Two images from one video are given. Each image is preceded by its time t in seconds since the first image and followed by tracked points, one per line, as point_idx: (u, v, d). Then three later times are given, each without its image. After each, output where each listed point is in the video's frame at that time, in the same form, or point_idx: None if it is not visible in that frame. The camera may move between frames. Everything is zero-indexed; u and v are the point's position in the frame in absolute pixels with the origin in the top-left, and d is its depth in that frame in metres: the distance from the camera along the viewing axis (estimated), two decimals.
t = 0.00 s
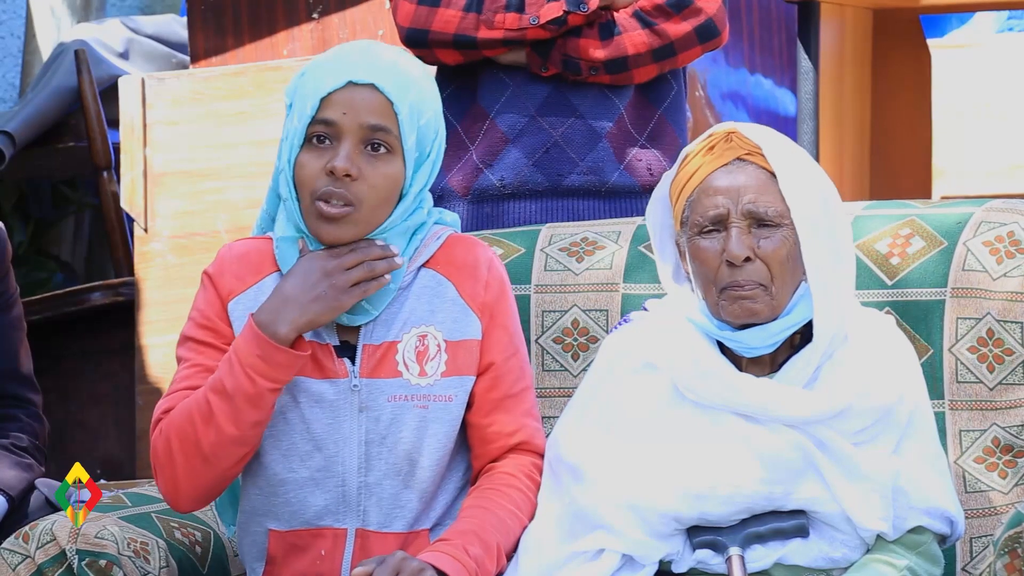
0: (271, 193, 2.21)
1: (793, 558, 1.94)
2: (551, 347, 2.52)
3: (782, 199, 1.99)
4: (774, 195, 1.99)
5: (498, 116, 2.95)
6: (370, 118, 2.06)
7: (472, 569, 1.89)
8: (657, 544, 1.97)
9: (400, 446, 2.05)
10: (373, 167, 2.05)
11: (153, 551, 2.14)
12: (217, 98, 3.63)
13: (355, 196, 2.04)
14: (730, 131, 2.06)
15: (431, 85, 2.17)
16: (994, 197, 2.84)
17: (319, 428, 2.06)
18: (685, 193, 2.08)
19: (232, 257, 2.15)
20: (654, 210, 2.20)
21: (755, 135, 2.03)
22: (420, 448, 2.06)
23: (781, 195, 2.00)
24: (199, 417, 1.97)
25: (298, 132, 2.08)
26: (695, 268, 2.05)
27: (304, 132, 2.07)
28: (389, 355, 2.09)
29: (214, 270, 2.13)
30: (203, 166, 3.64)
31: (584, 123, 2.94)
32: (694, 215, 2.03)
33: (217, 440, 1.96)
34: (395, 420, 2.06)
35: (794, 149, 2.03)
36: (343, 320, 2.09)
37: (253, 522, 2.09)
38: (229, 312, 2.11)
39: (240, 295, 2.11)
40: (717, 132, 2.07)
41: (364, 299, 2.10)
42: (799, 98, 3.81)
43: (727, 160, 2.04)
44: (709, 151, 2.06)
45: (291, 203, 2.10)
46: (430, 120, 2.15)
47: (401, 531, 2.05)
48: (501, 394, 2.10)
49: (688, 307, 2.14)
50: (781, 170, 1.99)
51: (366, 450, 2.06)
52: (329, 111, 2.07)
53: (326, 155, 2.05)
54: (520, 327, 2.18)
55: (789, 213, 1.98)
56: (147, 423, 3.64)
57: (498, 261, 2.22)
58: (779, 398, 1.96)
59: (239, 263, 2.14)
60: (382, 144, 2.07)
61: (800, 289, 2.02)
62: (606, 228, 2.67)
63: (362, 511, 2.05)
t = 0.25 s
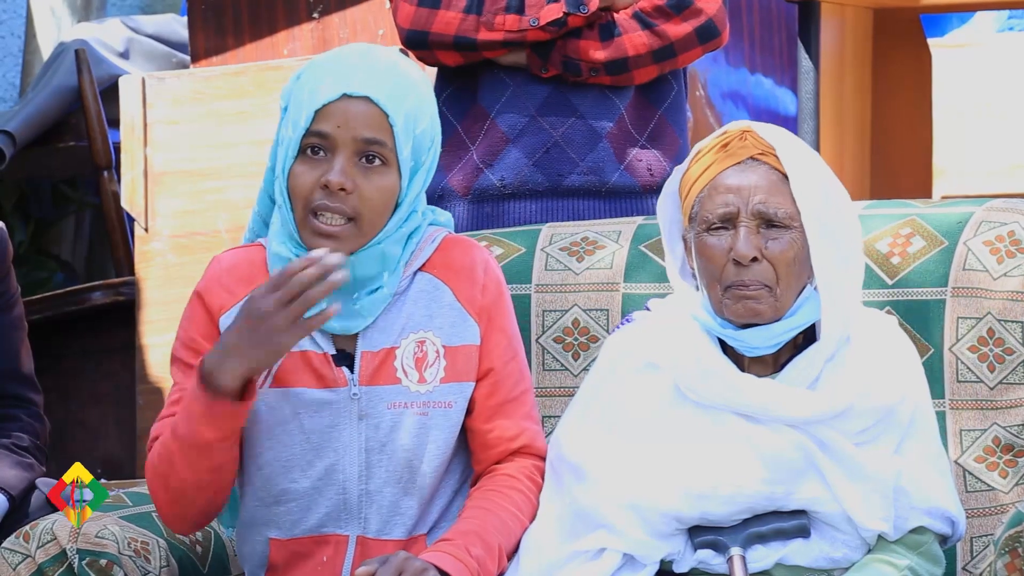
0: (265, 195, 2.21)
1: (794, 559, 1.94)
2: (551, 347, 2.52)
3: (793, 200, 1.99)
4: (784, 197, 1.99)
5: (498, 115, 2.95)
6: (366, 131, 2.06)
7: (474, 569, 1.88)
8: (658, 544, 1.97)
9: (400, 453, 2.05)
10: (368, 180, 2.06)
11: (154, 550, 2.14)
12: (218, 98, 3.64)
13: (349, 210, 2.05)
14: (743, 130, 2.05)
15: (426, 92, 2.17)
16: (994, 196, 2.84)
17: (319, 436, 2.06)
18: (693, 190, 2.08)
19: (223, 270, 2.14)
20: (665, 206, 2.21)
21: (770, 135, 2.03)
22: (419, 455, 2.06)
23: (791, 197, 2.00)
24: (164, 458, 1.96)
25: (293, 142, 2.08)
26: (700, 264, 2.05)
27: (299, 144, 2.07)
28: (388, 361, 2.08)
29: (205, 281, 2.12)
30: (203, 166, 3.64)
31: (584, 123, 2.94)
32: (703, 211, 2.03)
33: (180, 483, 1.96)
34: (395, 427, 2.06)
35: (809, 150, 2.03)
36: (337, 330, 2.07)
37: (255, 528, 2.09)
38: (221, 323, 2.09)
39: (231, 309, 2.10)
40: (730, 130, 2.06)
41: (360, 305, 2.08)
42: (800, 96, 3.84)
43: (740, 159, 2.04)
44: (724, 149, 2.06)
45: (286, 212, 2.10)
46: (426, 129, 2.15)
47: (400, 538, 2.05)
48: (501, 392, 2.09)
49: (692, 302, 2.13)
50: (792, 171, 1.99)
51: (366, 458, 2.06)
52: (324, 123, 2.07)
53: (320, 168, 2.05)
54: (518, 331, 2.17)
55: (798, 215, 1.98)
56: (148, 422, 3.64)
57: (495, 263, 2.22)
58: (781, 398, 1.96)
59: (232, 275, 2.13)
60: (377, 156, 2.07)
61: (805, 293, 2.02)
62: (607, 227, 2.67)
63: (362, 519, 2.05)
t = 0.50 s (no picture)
0: (268, 193, 2.22)
1: (795, 558, 1.94)
2: (551, 346, 2.52)
3: (795, 205, 1.99)
4: (787, 200, 1.99)
5: (499, 114, 2.95)
6: (381, 123, 2.07)
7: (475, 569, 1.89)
8: (659, 543, 1.97)
9: (402, 454, 2.06)
10: (382, 171, 2.07)
11: (154, 549, 2.14)
12: (218, 97, 3.64)
13: (362, 200, 2.06)
14: (751, 130, 2.05)
15: (439, 91, 2.19)
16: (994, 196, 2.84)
17: (321, 437, 2.06)
18: (699, 186, 2.08)
19: (223, 273, 2.14)
20: (671, 202, 2.18)
21: (776, 138, 2.02)
22: (422, 456, 2.06)
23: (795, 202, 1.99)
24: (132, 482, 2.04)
25: (307, 133, 2.09)
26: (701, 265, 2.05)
27: (313, 134, 2.08)
28: (391, 361, 2.09)
29: (206, 285, 2.12)
30: (203, 165, 3.64)
31: (585, 122, 2.94)
32: (706, 211, 2.03)
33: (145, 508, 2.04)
34: (398, 428, 2.06)
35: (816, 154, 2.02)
36: (337, 326, 2.08)
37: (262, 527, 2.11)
38: (220, 330, 2.10)
39: (230, 315, 2.10)
40: (737, 130, 2.06)
41: (365, 301, 2.09)
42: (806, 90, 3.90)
43: (745, 160, 2.03)
44: (729, 149, 2.05)
45: (293, 203, 2.10)
46: (438, 125, 2.17)
47: (402, 538, 2.05)
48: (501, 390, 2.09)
49: (694, 303, 2.13)
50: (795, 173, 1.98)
51: (369, 459, 2.06)
52: (340, 113, 2.08)
53: (335, 157, 2.06)
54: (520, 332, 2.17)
55: (801, 219, 1.98)
56: (149, 421, 3.64)
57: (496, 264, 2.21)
58: (783, 399, 1.96)
59: (232, 280, 2.13)
60: (391, 148, 2.08)
61: (806, 296, 2.01)
62: (608, 227, 2.67)
63: (365, 519, 2.06)
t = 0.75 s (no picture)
0: (277, 190, 2.24)
1: (795, 558, 1.94)
2: (551, 345, 2.52)
3: (792, 208, 1.98)
4: (784, 203, 1.99)
5: (500, 114, 2.95)
6: (381, 110, 2.09)
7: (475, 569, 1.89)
8: (658, 543, 1.97)
9: (400, 447, 2.06)
10: (379, 159, 2.08)
11: (154, 549, 2.14)
12: (218, 97, 3.64)
13: (358, 185, 2.06)
14: (749, 132, 2.04)
15: (446, 89, 2.20)
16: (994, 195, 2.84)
17: (319, 428, 2.06)
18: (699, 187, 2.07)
19: (228, 262, 2.17)
20: (672, 199, 2.17)
21: (773, 138, 2.01)
22: (420, 449, 2.06)
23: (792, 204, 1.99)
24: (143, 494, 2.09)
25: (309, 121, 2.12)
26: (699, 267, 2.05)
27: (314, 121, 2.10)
28: (390, 355, 2.09)
29: (212, 273, 2.15)
30: (203, 164, 3.64)
31: (585, 122, 2.94)
32: (703, 213, 2.03)
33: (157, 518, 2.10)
34: (395, 421, 2.07)
35: (817, 155, 2.00)
36: (338, 319, 2.08)
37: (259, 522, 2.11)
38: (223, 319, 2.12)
39: (234, 303, 2.13)
40: (737, 131, 2.06)
41: (365, 296, 2.10)
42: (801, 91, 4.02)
43: (742, 162, 2.02)
44: (728, 151, 2.05)
45: (298, 192, 2.13)
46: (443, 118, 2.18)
47: (401, 532, 2.05)
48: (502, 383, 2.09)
49: (692, 304, 2.14)
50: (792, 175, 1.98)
51: (366, 451, 2.06)
52: (341, 101, 2.10)
53: (335, 144, 2.08)
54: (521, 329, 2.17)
55: (797, 222, 1.98)
56: (149, 421, 3.64)
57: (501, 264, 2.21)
58: (781, 399, 1.96)
59: (235, 267, 2.16)
60: (390, 137, 2.10)
61: (803, 298, 2.01)
62: (607, 226, 2.67)
63: (362, 512, 2.06)
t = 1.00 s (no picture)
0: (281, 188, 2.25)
1: (794, 557, 1.94)
2: (551, 345, 2.52)
3: (793, 207, 1.98)
4: (784, 202, 1.99)
5: (499, 113, 2.95)
6: (378, 101, 2.09)
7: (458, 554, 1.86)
8: (657, 542, 1.97)
9: (394, 440, 2.05)
10: (378, 149, 2.08)
11: (154, 548, 2.14)
12: (218, 96, 3.64)
13: (356, 175, 2.06)
14: (749, 131, 2.05)
15: (444, 83, 2.20)
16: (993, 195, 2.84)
17: (314, 421, 2.07)
18: (698, 189, 2.07)
19: (231, 258, 2.19)
20: (671, 202, 2.17)
21: (772, 137, 2.02)
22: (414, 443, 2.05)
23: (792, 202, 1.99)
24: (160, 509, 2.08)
25: (308, 115, 2.13)
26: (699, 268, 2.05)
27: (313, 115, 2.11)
28: (386, 351, 2.08)
29: (216, 268, 2.18)
30: (204, 164, 3.64)
31: (585, 120, 2.94)
32: (704, 213, 2.02)
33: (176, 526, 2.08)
34: (389, 415, 2.06)
35: (817, 155, 2.01)
36: (335, 314, 2.09)
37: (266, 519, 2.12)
38: (224, 313, 2.15)
39: (235, 296, 2.15)
40: (737, 130, 2.06)
41: (361, 291, 2.09)
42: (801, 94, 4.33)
43: (742, 162, 2.02)
44: (728, 149, 2.05)
45: (299, 188, 2.14)
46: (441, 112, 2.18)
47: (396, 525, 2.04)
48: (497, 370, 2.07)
49: (693, 305, 2.14)
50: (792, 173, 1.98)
51: (360, 445, 2.05)
52: (340, 93, 2.11)
53: (333, 136, 2.08)
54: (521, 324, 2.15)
55: (797, 221, 1.98)
56: (149, 420, 3.64)
57: (500, 263, 2.20)
58: (779, 398, 1.96)
59: (238, 263, 2.18)
60: (388, 128, 2.10)
61: (803, 296, 2.02)
62: (607, 225, 2.67)
63: (356, 506, 2.04)
